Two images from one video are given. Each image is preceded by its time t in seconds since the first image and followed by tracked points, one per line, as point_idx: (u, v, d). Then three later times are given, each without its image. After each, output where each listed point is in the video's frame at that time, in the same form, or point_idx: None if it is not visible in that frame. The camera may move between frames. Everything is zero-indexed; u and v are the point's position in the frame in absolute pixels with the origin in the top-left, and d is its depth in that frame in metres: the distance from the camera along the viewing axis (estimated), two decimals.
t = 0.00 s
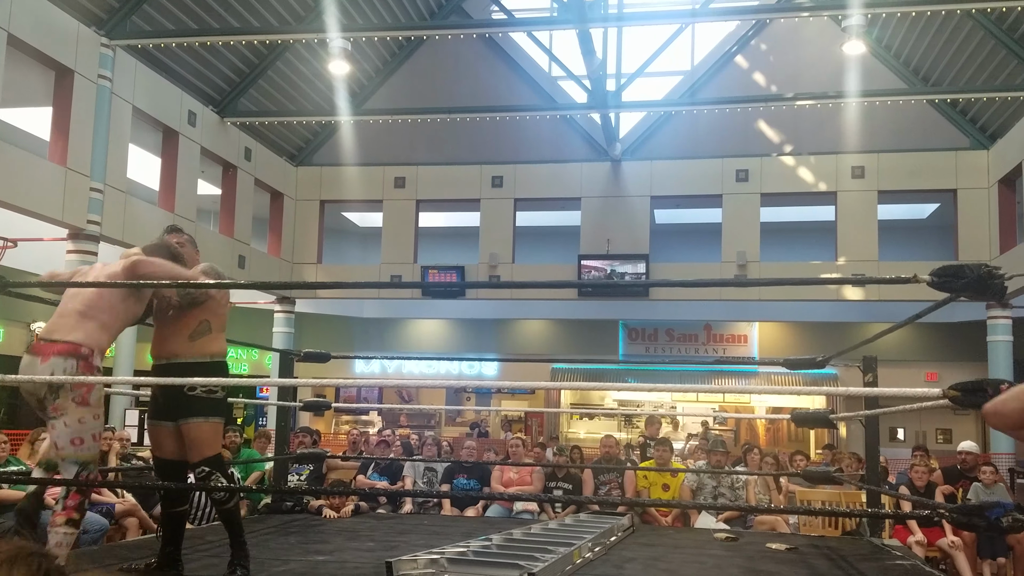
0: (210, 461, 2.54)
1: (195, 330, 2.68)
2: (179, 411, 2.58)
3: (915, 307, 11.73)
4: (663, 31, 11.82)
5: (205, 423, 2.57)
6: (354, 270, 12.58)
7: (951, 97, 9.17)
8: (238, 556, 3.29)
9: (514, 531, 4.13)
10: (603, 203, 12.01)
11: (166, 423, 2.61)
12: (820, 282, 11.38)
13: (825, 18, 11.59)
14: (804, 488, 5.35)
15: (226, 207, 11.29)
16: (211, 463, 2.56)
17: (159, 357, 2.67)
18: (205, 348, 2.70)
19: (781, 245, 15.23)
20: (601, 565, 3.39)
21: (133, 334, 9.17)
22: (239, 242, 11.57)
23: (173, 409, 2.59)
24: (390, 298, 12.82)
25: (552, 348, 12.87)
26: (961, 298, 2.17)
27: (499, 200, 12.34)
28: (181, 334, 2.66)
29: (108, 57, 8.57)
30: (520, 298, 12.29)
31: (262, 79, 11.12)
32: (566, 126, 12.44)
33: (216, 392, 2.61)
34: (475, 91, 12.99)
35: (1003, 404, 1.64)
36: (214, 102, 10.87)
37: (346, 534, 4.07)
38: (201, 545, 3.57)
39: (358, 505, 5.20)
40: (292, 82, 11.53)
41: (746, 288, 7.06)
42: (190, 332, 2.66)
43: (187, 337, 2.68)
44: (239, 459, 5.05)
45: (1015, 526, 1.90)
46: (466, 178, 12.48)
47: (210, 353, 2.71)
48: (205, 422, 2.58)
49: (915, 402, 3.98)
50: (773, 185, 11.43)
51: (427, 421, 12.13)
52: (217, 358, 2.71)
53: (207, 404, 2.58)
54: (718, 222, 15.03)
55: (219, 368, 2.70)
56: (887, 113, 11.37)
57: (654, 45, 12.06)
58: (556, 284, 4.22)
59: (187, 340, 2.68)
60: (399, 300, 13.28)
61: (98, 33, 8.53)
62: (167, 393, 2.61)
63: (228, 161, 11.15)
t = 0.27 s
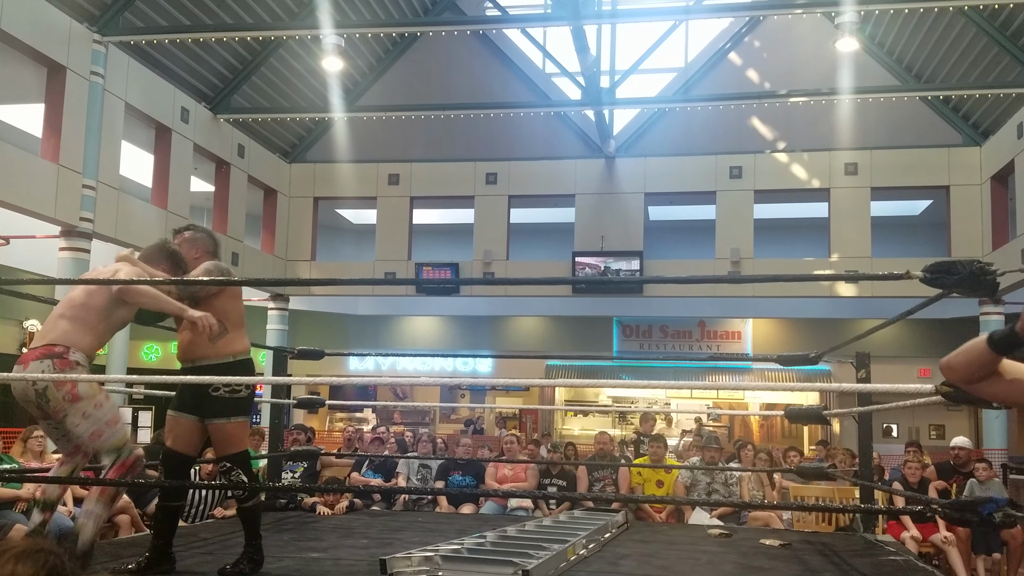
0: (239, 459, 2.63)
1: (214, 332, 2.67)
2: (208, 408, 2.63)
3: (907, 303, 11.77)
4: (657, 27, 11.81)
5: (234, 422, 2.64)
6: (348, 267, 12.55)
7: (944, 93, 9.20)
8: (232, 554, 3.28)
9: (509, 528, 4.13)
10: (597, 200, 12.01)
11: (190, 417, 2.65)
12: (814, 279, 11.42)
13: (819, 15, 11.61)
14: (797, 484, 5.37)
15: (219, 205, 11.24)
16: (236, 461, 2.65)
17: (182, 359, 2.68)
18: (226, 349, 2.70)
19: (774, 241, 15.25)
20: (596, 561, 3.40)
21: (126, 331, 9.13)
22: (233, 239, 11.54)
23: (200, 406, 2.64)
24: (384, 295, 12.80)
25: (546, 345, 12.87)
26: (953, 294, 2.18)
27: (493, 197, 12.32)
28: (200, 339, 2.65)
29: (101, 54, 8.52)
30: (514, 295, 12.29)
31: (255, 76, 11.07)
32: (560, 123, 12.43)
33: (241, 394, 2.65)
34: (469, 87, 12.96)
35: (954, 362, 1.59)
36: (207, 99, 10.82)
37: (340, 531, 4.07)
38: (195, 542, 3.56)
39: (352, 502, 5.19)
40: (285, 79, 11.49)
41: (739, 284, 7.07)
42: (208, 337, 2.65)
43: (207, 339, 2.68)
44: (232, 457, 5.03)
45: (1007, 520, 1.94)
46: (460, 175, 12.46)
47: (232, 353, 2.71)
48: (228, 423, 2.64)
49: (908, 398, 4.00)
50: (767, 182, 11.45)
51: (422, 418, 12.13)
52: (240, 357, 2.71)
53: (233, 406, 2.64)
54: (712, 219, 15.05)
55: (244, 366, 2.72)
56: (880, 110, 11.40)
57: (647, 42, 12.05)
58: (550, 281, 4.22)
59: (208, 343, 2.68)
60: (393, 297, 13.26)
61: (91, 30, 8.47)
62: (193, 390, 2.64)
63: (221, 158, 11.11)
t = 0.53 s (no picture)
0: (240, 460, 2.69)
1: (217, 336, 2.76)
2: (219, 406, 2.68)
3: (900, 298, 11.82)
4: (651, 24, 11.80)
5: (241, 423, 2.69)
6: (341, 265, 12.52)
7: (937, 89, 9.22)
8: (227, 552, 3.27)
9: (504, 525, 4.13)
10: (591, 197, 12.01)
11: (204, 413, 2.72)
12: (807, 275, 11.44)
13: (811, 11, 11.63)
14: (791, 479, 5.39)
15: (212, 203, 11.21)
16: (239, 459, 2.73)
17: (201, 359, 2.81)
18: (231, 351, 2.76)
19: (768, 237, 15.28)
20: (591, 558, 3.40)
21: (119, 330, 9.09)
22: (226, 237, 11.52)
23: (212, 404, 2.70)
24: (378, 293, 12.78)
25: (541, 342, 12.87)
26: (946, 287, 2.17)
27: (487, 194, 12.31)
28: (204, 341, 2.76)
29: (93, 51, 8.47)
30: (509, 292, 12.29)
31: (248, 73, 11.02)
32: (554, 120, 12.42)
33: (248, 397, 2.68)
34: (463, 84, 12.93)
35: (910, 353, 1.84)
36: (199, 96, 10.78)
37: (335, 529, 4.06)
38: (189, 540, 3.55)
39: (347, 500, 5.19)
40: (278, 76, 11.44)
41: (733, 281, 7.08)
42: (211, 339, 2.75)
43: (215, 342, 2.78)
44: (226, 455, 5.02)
45: (1001, 515, 1.90)
46: (453, 172, 12.44)
47: (235, 356, 2.76)
48: (235, 424, 2.68)
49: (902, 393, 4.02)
50: (761, 178, 11.46)
51: (417, 416, 12.12)
52: (242, 361, 2.74)
53: (241, 408, 2.66)
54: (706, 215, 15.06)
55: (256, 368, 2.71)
56: (873, 107, 11.42)
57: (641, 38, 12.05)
58: (544, 277, 4.21)
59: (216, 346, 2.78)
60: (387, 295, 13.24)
61: (82, 27, 8.42)
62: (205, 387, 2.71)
63: (213, 155, 11.06)
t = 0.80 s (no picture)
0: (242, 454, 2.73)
1: (240, 336, 2.76)
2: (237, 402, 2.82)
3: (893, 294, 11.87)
4: (644, 19, 11.79)
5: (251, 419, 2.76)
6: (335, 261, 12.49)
7: (929, 84, 9.25)
8: (221, 550, 3.27)
9: (498, 521, 4.13)
10: (585, 193, 12.01)
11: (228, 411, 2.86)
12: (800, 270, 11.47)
13: (805, 8, 11.66)
14: (784, 475, 5.40)
15: (205, 199, 11.17)
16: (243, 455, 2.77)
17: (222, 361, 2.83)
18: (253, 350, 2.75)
19: (761, 234, 15.31)
20: (584, 554, 3.41)
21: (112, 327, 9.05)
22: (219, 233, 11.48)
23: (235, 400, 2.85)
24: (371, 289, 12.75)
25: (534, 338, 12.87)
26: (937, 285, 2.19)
27: (481, 190, 12.29)
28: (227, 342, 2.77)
29: (85, 47, 8.42)
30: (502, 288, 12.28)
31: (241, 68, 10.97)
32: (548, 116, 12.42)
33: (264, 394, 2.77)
34: (456, 80, 12.91)
35: (850, 345, 1.92)
36: (192, 92, 10.73)
37: (329, 526, 4.04)
38: (183, 537, 3.54)
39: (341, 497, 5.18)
40: (271, 72, 11.40)
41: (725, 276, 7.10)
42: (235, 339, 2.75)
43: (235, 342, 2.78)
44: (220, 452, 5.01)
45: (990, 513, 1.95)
46: (447, 168, 12.42)
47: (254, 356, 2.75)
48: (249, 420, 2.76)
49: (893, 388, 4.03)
50: (753, 174, 11.48)
51: (410, 412, 12.11)
52: (261, 358, 2.74)
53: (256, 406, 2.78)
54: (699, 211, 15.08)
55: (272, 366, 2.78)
56: (866, 102, 11.45)
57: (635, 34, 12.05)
58: (537, 273, 4.21)
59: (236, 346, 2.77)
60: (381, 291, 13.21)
61: (74, 23, 8.37)
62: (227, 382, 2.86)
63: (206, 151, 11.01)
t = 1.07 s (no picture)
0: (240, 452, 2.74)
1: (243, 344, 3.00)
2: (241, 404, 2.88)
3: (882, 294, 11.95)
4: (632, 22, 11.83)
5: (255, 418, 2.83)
6: (324, 264, 12.45)
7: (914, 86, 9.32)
8: (207, 556, 3.24)
9: (488, 523, 4.12)
10: (574, 195, 12.02)
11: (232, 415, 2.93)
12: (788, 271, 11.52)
13: (792, 10, 11.73)
14: (774, 475, 5.43)
15: (191, 201, 11.12)
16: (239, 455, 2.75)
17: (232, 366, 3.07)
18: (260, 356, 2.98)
19: (751, 235, 15.38)
20: (574, 555, 3.40)
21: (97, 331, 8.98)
22: (206, 235, 11.49)
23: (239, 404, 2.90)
24: (361, 291, 12.71)
25: (525, 340, 12.88)
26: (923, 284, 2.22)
27: (470, 192, 12.28)
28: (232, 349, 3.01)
29: (68, 49, 8.38)
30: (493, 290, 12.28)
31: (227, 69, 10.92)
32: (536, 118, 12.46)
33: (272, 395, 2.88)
34: (445, 82, 12.91)
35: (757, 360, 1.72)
36: (177, 94, 10.68)
37: (318, 530, 4.02)
38: (169, 544, 3.51)
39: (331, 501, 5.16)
40: (258, 73, 11.36)
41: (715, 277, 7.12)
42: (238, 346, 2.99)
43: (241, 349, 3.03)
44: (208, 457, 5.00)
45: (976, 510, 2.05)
46: (436, 171, 12.41)
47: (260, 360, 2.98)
48: (253, 418, 2.83)
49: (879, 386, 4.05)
50: (742, 175, 11.53)
51: (401, 415, 12.10)
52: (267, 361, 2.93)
53: (265, 405, 2.87)
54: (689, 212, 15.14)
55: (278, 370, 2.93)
56: (853, 104, 11.51)
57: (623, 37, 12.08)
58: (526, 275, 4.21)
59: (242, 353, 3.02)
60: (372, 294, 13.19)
61: (58, 24, 8.32)
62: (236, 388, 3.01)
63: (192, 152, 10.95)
